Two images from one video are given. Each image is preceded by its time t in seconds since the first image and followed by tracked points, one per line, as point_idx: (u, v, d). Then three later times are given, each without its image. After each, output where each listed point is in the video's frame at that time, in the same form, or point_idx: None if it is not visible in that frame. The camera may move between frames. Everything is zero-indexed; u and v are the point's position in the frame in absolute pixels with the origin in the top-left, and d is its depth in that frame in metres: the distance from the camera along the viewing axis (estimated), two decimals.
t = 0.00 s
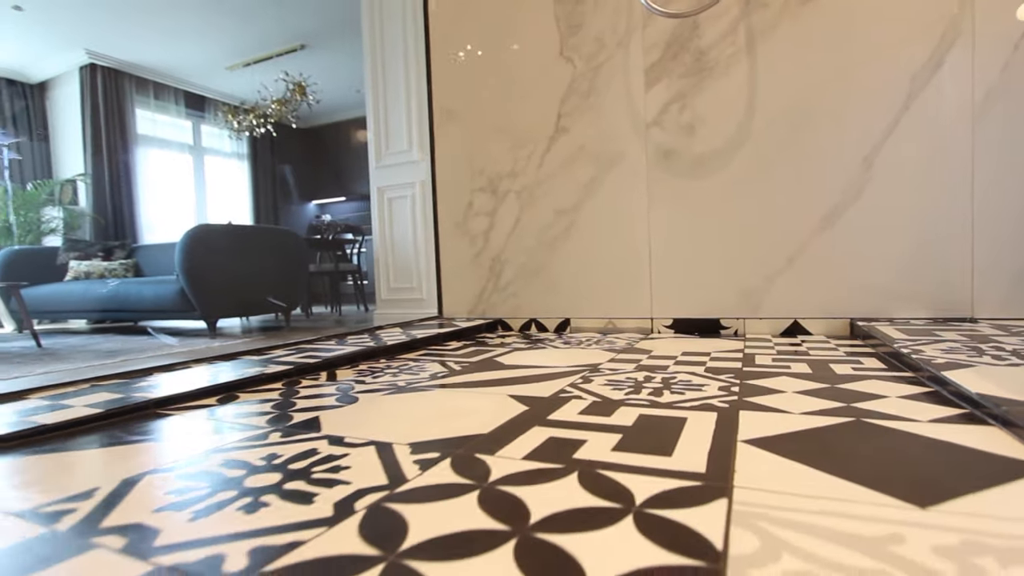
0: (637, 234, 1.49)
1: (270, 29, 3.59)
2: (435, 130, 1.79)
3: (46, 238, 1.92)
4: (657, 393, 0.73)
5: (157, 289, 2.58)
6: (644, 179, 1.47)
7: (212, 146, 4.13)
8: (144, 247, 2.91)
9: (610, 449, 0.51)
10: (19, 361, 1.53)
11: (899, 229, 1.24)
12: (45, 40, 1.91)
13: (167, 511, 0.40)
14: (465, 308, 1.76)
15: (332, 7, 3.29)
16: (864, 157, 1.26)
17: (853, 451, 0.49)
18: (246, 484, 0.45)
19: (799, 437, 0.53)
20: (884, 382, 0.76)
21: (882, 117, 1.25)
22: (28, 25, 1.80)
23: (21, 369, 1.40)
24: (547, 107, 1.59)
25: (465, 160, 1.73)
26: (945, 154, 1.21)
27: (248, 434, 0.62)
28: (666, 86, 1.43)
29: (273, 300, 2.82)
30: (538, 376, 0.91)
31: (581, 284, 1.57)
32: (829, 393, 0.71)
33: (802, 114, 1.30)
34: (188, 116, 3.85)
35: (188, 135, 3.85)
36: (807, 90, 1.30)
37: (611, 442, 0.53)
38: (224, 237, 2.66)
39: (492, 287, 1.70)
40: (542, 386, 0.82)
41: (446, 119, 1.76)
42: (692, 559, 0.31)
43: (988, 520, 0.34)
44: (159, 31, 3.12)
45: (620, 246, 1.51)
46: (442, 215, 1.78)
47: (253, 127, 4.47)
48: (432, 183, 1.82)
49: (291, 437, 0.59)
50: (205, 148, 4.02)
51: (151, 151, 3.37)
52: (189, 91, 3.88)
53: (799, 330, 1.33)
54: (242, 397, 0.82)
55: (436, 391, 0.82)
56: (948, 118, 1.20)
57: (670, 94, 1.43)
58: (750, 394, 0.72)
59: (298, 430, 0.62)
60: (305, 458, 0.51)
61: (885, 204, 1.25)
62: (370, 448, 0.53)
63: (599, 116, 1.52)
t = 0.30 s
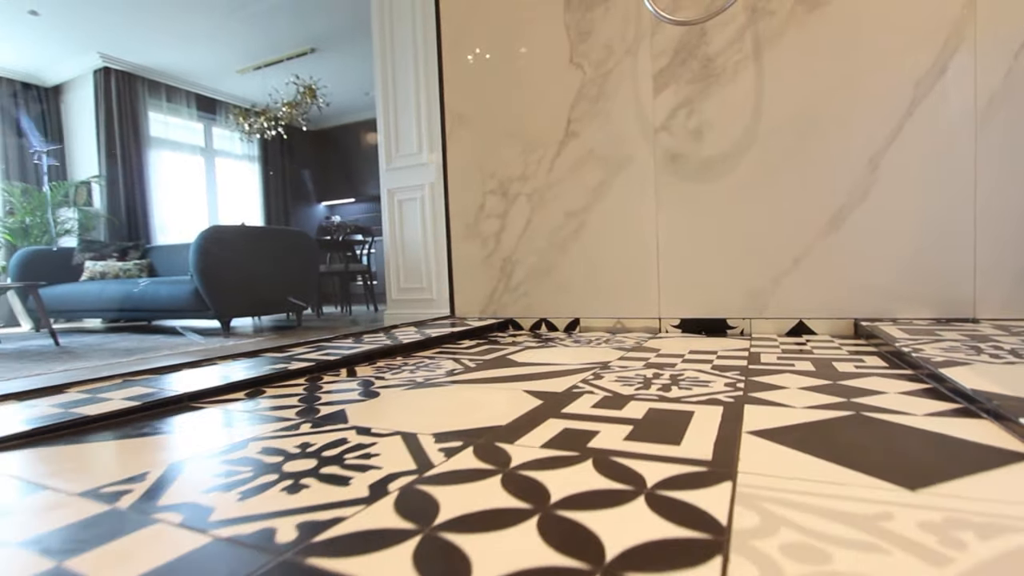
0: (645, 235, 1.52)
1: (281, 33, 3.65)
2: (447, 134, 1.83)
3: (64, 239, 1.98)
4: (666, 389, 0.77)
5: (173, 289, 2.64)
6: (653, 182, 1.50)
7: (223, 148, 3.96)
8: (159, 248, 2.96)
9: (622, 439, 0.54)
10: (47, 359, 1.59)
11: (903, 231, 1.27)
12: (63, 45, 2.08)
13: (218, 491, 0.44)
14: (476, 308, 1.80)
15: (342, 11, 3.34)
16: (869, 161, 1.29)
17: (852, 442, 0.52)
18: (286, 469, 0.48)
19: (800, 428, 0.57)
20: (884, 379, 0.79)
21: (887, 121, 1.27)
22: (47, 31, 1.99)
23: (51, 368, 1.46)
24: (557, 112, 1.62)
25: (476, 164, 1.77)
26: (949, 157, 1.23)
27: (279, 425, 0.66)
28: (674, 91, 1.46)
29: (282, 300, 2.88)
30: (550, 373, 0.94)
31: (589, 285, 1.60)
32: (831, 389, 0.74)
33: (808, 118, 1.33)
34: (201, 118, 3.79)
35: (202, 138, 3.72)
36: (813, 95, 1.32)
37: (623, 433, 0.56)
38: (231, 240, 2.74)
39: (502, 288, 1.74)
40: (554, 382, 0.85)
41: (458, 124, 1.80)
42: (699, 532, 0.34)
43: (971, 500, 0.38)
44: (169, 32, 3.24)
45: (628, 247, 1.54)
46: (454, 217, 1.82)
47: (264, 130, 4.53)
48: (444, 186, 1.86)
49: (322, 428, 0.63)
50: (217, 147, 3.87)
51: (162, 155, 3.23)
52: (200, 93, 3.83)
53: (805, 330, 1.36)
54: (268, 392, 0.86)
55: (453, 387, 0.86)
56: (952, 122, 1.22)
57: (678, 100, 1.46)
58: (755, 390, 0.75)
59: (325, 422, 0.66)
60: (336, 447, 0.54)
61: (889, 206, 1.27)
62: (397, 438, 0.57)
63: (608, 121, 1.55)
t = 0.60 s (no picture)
0: (654, 237, 1.55)
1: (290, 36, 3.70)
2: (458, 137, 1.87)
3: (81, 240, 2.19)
4: (674, 384, 0.80)
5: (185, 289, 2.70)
6: (661, 184, 1.54)
7: (233, 150, 4.18)
8: (172, 249, 3.21)
9: (634, 429, 0.58)
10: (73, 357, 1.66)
11: (907, 233, 1.29)
12: (78, 47, 2.25)
13: (265, 471, 0.48)
14: (487, 307, 1.83)
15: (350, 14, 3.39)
16: (873, 164, 1.32)
17: (850, 432, 0.55)
18: (324, 453, 0.53)
19: (802, 420, 0.60)
20: (885, 376, 0.82)
21: (891, 125, 1.30)
22: (62, 33, 2.10)
23: (78, 365, 1.52)
24: (566, 116, 1.66)
25: (487, 167, 1.81)
26: (952, 160, 1.26)
27: (309, 416, 0.70)
28: (682, 96, 1.50)
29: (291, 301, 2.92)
30: (563, 370, 0.98)
31: (599, 285, 1.64)
32: (833, 385, 0.77)
33: (814, 122, 1.36)
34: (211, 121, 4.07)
35: (212, 140, 4.02)
36: (818, 100, 1.35)
37: (634, 423, 0.60)
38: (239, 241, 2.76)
39: (513, 288, 1.78)
40: (567, 378, 0.89)
41: (469, 127, 1.84)
42: (706, 507, 0.38)
43: (958, 481, 0.41)
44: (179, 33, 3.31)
45: (636, 248, 1.58)
46: (465, 218, 1.86)
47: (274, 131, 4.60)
48: (455, 187, 1.91)
49: (350, 418, 0.67)
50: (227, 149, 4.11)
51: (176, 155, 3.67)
52: (213, 96, 4.12)
53: (810, 330, 1.39)
54: (294, 387, 0.91)
55: (470, 382, 0.89)
56: (955, 126, 1.25)
57: (685, 104, 1.49)
58: (759, 386, 0.78)
59: (353, 413, 0.70)
60: (367, 434, 0.58)
61: (893, 208, 1.30)
62: (423, 427, 0.61)
63: (616, 125, 1.59)
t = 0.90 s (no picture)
0: (661, 238, 1.58)
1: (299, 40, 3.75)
2: (470, 139, 1.91)
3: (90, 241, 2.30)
4: (681, 380, 0.84)
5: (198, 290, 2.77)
6: (668, 185, 1.57)
7: (244, 151, 4.18)
8: (183, 249, 3.30)
9: (644, 419, 0.62)
10: (94, 355, 1.71)
11: (911, 234, 1.32)
12: (91, 51, 2.42)
13: (303, 455, 0.52)
14: (497, 307, 1.87)
15: (357, 16, 3.45)
16: (877, 165, 1.34)
17: (849, 423, 0.58)
18: (355, 440, 0.57)
19: (804, 411, 0.63)
20: (886, 373, 0.85)
21: (895, 128, 1.32)
22: (76, 37, 2.30)
23: (101, 362, 1.58)
24: (576, 119, 1.70)
25: (498, 169, 1.85)
26: (955, 162, 1.28)
27: (335, 409, 0.74)
28: (689, 99, 1.53)
29: (301, 301, 2.98)
30: (574, 367, 1.02)
31: (607, 284, 1.67)
32: (835, 381, 0.80)
33: (820, 125, 1.39)
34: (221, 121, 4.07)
35: (223, 141, 4.05)
36: (823, 103, 1.38)
37: (645, 414, 0.64)
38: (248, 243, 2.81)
39: (522, 287, 1.82)
40: (579, 374, 0.92)
41: (479, 129, 1.88)
42: (712, 486, 0.41)
43: (946, 465, 0.44)
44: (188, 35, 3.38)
45: (644, 248, 1.61)
46: (476, 219, 1.90)
47: (284, 132, 4.65)
48: (466, 188, 1.95)
49: (375, 410, 0.71)
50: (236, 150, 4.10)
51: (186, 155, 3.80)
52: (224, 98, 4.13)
53: (815, 329, 1.42)
54: (316, 382, 0.95)
55: (486, 377, 0.93)
56: (958, 128, 1.27)
57: (692, 107, 1.52)
58: (764, 381, 0.82)
59: (377, 405, 0.74)
60: (394, 424, 0.62)
61: (898, 209, 1.33)
62: (445, 418, 0.64)
63: (624, 127, 1.62)
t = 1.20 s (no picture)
0: (669, 238, 1.61)
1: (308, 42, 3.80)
2: (481, 141, 1.94)
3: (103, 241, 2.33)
4: (688, 375, 0.87)
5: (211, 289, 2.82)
6: (675, 187, 1.60)
7: (254, 152, 4.40)
8: (193, 249, 3.32)
9: (653, 411, 0.65)
10: (114, 354, 1.76)
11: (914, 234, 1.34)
12: (106, 55, 2.47)
13: (335, 442, 0.56)
14: (507, 306, 1.91)
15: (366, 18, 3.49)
16: (881, 167, 1.37)
17: (848, 415, 0.61)
18: (381, 429, 0.60)
19: (805, 404, 0.67)
20: (887, 369, 0.88)
21: (899, 129, 1.35)
22: (91, 40, 2.34)
23: (122, 359, 1.62)
24: (585, 122, 1.73)
25: (507, 170, 1.88)
26: (958, 163, 1.31)
27: (358, 401, 0.78)
28: (696, 102, 1.56)
29: (310, 300, 2.99)
30: (584, 363, 1.05)
31: (616, 284, 1.70)
32: (837, 376, 0.83)
33: (825, 128, 1.41)
34: (232, 122, 4.15)
35: (233, 141, 4.16)
36: (828, 105, 1.41)
37: (653, 407, 0.67)
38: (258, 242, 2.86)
39: (532, 287, 1.85)
40: (589, 370, 0.96)
41: (490, 131, 1.91)
42: (717, 469, 0.45)
43: (936, 452, 0.47)
44: (197, 37, 3.42)
45: (652, 248, 1.64)
46: (486, 219, 1.93)
47: (293, 134, 4.74)
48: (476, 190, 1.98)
49: (396, 403, 0.75)
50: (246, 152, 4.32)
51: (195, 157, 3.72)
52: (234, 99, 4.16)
53: (819, 328, 1.45)
54: (336, 377, 0.99)
55: (499, 373, 0.97)
56: (961, 130, 1.30)
57: (699, 110, 1.55)
58: (768, 376, 0.85)
59: (396, 399, 0.78)
60: (416, 415, 0.66)
61: (902, 210, 1.35)
62: (464, 409, 0.68)
63: (632, 130, 1.65)
